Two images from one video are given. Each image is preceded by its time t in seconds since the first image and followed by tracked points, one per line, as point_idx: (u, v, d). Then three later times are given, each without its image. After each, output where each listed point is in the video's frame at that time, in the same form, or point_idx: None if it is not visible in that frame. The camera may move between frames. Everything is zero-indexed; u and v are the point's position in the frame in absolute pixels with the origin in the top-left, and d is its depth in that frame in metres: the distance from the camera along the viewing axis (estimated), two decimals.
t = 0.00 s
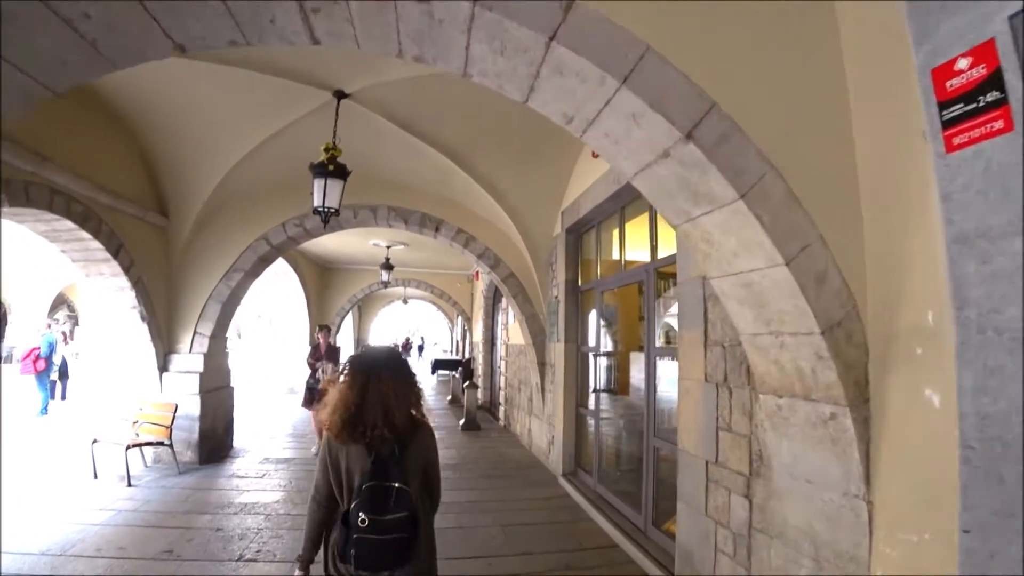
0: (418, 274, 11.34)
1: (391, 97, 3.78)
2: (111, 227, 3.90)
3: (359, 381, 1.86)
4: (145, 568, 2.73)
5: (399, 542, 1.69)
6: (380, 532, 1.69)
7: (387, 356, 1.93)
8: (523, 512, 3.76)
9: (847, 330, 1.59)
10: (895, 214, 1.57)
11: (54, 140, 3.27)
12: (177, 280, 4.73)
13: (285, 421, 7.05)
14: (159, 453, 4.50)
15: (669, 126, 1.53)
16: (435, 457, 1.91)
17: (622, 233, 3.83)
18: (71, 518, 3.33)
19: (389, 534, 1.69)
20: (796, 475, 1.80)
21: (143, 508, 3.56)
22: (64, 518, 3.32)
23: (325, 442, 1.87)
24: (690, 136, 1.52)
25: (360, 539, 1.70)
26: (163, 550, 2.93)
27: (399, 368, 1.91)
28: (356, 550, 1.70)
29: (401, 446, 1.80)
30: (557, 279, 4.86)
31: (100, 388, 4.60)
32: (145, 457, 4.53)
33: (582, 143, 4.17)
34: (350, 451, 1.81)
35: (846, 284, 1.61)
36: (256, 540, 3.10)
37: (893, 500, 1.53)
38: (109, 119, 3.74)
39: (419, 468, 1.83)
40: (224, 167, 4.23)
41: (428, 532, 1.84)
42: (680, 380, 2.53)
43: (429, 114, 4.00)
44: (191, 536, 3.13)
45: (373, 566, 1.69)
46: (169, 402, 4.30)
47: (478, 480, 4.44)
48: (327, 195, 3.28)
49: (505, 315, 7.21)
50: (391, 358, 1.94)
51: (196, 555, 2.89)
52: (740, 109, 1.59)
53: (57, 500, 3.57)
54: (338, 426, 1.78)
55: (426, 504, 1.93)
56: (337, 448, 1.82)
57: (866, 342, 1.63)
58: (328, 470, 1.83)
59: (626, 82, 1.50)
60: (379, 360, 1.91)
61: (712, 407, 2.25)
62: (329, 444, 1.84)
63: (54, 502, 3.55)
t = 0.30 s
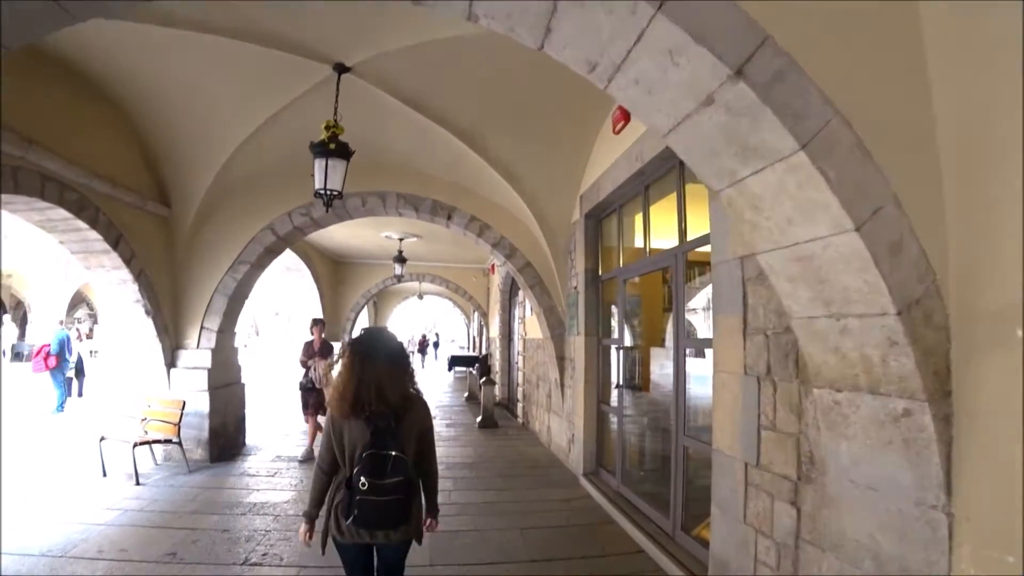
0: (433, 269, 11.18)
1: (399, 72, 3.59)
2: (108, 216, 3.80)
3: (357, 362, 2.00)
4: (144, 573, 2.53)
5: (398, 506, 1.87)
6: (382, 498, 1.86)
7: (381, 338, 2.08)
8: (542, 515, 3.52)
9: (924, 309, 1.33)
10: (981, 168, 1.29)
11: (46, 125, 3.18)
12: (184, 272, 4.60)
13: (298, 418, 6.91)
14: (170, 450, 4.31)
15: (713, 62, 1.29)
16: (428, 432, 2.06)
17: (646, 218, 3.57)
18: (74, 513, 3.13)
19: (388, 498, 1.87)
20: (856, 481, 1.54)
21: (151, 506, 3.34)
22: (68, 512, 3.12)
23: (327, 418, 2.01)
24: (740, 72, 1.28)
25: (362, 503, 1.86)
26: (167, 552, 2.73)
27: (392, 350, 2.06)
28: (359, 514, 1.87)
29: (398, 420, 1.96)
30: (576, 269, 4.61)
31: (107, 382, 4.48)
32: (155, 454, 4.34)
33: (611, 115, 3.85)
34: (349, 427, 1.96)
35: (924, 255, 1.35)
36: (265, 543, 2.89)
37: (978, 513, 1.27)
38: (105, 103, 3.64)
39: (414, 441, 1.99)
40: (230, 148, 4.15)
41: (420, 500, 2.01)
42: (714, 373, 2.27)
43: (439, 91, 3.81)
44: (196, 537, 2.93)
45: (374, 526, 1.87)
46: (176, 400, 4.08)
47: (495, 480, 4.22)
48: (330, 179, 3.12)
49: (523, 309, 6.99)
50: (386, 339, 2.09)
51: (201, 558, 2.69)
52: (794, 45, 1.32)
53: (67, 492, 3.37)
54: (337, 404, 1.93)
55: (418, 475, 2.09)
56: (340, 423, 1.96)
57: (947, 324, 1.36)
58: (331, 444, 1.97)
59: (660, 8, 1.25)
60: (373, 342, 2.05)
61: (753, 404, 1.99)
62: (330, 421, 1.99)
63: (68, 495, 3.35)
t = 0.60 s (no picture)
0: (448, 264, 11.06)
1: (405, 53, 3.44)
2: (109, 210, 3.77)
3: (365, 363, 2.11)
4: None
5: (397, 494, 1.96)
6: (381, 486, 1.96)
7: (388, 337, 2.20)
8: (561, 519, 3.34)
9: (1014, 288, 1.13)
10: None
11: (43, 116, 3.14)
12: (191, 265, 4.60)
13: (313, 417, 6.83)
14: (179, 451, 4.23)
15: None
16: (431, 426, 2.15)
17: (669, 204, 3.37)
18: (71, 517, 3.07)
19: (388, 486, 1.97)
20: (924, 491, 1.34)
21: (153, 513, 3.26)
22: (66, 516, 3.07)
23: (337, 413, 2.14)
24: (791, 8, 1.08)
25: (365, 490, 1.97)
26: (166, 561, 2.62)
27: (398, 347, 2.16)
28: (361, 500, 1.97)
29: (400, 414, 2.06)
30: (594, 260, 4.42)
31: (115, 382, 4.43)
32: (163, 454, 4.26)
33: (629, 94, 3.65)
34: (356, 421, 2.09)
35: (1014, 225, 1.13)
36: (269, 551, 2.75)
37: None
38: (100, 93, 3.61)
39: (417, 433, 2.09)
40: (236, 131, 4.12)
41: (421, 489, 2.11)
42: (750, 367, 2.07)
43: (448, 74, 3.65)
44: (197, 546, 2.81)
45: (376, 512, 1.97)
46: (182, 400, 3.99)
47: (512, 481, 4.06)
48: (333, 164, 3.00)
49: (539, 302, 6.82)
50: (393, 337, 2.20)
51: (201, 567, 2.58)
52: None
53: (71, 497, 3.32)
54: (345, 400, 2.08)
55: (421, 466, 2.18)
56: (348, 415, 2.08)
57: None
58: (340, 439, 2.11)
59: None
60: (379, 341, 2.16)
61: (795, 401, 1.78)
62: (340, 415, 2.13)
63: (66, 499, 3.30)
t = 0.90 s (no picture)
0: (470, 261, 10.91)
1: (414, 30, 3.25)
2: (113, 206, 3.68)
3: (378, 350, 2.41)
4: None
5: (404, 467, 2.22)
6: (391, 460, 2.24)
7: (399, 327, 2.50)
8: (587, 528, 3.11)
9: None
10: None
11: (37, 108, 3.04)
12: (201, 260, 4.51)
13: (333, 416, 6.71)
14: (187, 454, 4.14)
15: None
16: (437, 407, 2.44)
17: (700, 185, 3.10)
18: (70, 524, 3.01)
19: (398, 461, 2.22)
20: None
21: (156, 524, 3.14)
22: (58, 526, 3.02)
23: (356, 394, 2.46)
24: None
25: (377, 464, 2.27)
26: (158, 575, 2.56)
27: (406, 337, 2.46)
28: (373, 474, 2.26)
29: (410, 397, 2.36)
30: (620, 249, 4.17)
31: (126, 382, 4.38)
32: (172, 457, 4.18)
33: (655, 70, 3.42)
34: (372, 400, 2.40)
35: None
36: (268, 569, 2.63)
37: None
38: (101, 85, 3.52)
39: (423, 413, 2.38)
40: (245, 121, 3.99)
41: (430, 465, 2.36)
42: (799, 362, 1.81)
43: (460, 52, 3.45)
44: (195, 559, 2.73)
45: (386, 484, 2.25)
46: (190, 401, 3.90)
47: (532, 484, 3.84)
48: (334, 149, 2.80)
49: (563, 297, 6.58)
50: (402, 327, 2.49)
51: None
52: None
53: (63, 508, 3.24)
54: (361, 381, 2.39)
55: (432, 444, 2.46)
56: (365, 400, 2.40)
57: None
58: (357, 415, 2.44)
59: None
60: (391, 331, 2.47)
61: (856, 401, 1.53)
62: (358, 394, 2.46)
63: (65, 507, 3.26)
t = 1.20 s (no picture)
0: (492, 257, 10.72)
1: (425, 11, 3.07)
2: (123, 204, 3.58)
3: (390, 349, 2.25)
4: None
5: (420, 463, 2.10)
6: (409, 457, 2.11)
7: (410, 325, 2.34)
8: (614, 541, 2.89)
9: None
10: None
11: (42, 104, 2.94)
12: (214, 259, 4.40)
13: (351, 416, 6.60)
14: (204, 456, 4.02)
15: None
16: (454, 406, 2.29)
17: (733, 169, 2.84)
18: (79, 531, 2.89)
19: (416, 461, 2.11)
20: None
21: (167, 529, 3.05)
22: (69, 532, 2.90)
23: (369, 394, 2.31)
24: None
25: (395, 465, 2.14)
26: None
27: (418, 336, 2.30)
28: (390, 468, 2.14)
29: (425, 396, 2.20)
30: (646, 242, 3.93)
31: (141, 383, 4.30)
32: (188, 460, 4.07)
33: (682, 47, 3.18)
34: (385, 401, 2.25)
35: None
36: None
37: None
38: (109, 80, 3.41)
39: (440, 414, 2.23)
40: (255, 112, 3.89)
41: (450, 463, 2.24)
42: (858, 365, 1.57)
43: (474, 34, 3.26)
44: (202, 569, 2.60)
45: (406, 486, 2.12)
46: (204, 403, 3.78)
47: (555, 491, 3.63)
48: (339, 138, 2.61)
49: (586, 293, 6.34)
50: (414, 325, 2.33)
51: None
52: None
53: (74, 512, 3.14)
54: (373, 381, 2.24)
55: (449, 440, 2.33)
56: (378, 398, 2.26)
57: None
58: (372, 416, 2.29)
59: None
60: (402, 330, 2.30)
61: (932, 410, 1.30)
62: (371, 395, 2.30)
63: (77, 512, 3.15)
